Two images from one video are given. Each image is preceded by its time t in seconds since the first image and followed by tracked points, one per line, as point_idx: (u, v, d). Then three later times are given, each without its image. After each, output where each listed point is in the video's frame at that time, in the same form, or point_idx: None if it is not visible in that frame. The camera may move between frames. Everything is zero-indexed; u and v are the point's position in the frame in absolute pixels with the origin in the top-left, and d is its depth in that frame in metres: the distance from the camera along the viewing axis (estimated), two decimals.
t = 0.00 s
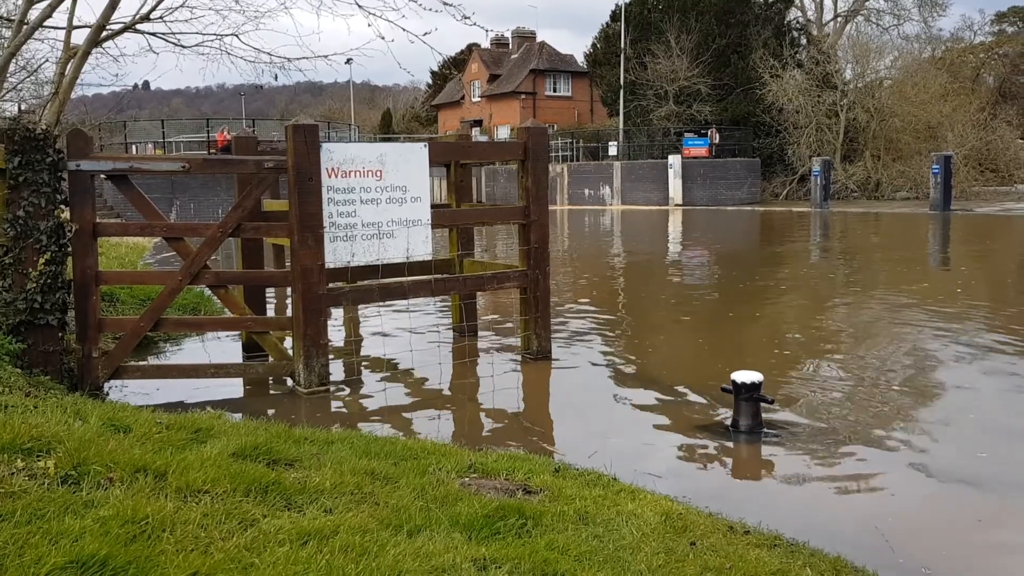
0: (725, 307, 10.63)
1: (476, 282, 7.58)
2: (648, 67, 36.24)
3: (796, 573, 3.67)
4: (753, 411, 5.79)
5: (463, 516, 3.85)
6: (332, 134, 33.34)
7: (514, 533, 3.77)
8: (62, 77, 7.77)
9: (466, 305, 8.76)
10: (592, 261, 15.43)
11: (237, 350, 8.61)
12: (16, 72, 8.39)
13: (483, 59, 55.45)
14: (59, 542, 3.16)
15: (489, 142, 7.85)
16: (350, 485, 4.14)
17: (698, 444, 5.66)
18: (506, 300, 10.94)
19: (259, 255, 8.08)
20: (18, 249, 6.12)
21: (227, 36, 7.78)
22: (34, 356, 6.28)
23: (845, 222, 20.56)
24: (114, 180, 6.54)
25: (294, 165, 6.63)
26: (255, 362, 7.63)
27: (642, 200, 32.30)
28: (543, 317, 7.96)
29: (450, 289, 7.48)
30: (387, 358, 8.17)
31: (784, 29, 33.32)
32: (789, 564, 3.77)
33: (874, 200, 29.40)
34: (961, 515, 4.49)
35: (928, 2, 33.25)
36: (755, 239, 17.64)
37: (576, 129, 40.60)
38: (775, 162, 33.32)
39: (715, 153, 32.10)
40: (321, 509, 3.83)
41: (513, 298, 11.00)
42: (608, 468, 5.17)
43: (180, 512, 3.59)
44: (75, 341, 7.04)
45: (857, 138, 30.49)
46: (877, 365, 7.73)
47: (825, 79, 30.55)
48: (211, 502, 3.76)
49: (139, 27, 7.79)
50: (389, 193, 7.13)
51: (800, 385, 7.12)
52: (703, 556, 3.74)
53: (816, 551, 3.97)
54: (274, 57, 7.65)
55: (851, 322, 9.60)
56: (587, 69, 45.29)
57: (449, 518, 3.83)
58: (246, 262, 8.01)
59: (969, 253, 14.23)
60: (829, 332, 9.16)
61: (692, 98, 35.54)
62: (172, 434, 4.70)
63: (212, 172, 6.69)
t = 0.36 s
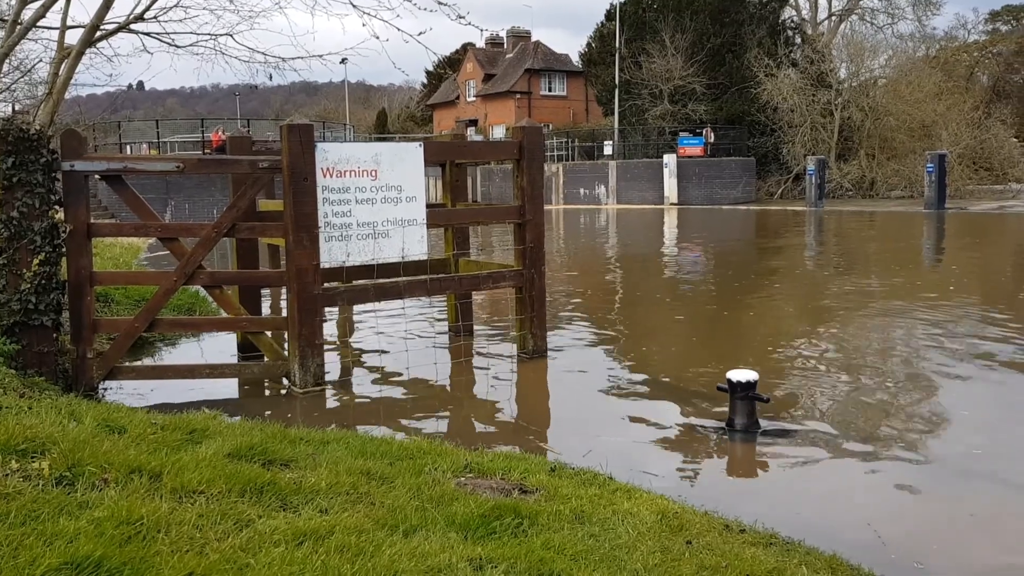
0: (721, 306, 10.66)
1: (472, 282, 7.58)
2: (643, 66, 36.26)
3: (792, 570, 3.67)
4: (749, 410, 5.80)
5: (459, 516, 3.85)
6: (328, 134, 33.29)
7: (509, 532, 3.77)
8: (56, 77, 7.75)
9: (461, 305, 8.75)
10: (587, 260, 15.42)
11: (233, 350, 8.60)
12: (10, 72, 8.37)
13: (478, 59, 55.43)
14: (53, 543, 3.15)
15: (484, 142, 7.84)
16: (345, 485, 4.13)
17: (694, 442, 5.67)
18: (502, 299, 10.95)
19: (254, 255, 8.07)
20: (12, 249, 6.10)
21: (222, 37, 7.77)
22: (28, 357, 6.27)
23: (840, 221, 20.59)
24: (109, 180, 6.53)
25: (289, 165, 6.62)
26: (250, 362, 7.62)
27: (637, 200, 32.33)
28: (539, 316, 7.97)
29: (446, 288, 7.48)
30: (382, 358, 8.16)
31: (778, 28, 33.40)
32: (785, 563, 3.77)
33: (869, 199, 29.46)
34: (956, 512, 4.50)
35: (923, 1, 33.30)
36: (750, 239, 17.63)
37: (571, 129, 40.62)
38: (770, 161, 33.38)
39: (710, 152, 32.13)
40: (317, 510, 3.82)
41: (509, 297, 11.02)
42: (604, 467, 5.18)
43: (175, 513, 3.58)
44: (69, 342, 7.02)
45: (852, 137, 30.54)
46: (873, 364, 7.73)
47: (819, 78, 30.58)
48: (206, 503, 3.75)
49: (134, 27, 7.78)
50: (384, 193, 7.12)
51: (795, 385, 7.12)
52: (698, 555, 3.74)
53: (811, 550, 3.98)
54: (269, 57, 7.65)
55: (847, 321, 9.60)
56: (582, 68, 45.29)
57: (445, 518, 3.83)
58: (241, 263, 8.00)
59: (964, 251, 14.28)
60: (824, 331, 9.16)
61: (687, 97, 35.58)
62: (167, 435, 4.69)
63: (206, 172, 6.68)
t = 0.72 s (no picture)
0: (711, 307, 10.69)
1: (462, 283, 7.56)
2: (633, 67, 36.31)
3: (780, 570, 3.68)
4: (738, 410, 5.80)
5: (447, 517, 3.84)
6: (318, 134, 33.23)
7: (498, 533, 3.76)
8: (43, 78, 7.71)
9: (452, 306, 8.74)
10: (577, 261, 15.44)
11: (222, 352, 8.57)
12: None
13: (468, 59, 55.42)
14: (39, 546, 3.13)
15: (474, 143, 7.83)
16: (334, 487, 4.12)
17: (683, 443, 5.67)
18: (492, 300, 10.96)
19: (243, 256, 8.04)
20: None
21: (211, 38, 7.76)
22: (15, 359, 6.22)
23: (829, 222, 20.66)
24: (96, 181, 6.49)
25: (277, 166, 6.60)
26: (239, 364, 7.60)
27: (627, 200, 32.38)
28: (529, 317, 7.96)
29: (436, 289, 7.47)
30: (372, 359, 8.15)
31: (767, 30, 33.57)
32: (773, 562, 3.77)
33: (858, 199, 29.59)
34: (944, 511, 4.53)
35: (910, 2, 33.46)
36: (740, 239, 17.70)
37: (561, 130, 40.66)
38: (759, 162, 33.49)
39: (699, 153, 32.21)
40: (305, 512, 3.81)
41: (500, 298, 11.03)
42: (594, 468, 5.17)
43: (162, 515, 3.57)
44: (56, 344, 6.98)
45: (840, 138, 30.66)
46: (862, 363, 7.75)
47: (808, 79, 30.70)
48: (193, 505, 3.74)
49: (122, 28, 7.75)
50: (374, 194, 7.11)
51: (787, 384, 7.14)
52: (687, 556, 3.74)
53: (799, 549, 3.99)
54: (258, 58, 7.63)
55: (837, 321, 9.62)
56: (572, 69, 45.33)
57: (434, 519, 3.83)
58: (230, 264, 7.98)
59: (951, 251, 14.36)
60: (814, 331, 9.17)
61: (676, 98, 35.63)
62: (155, 437, 4.66)
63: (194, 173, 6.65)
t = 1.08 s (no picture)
0: (694, 308, 10.74)
1: (446, 285, 7.55)
2: (617, 69, 36.38)
3: (762, 571, 3.69)
4: (720, 411, 5.82)
5: (430, 520, 3.83)
6: (303, 135, 33.11)
7: (481, 535, 3.76)
8: (24, 80, 7.65)
9: (436, 308, 8.72)
10: (562, 263, 15.47)
11: (205, 355, 8.53)
12: None
13: (454, 61, 55.41)
14: (16, 551, 3.10)
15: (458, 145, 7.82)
16: (316, 490, 4.10)
17: (667, 444, 5.68)
18: (477, 302, 10.96)
19: (225, 259, 8.01)
20: None
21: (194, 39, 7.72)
22: None
23: (811, 224, 20.79)
24: (77, 183, 6.45)
25: (260, 168, 6.57)
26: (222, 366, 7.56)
27: (612, 203, 32.45)
28: (513, 318, 7.96)
29: (419, 292, 7.45)
30: (355, 362, 8.12)
31: (751, 33, 33.78)
32: (756, 563, 3.79)
33: (841, 202, 29.78)
34: (926, 511, 4.55)
35: (893, 6, 33.71)
36: (724, 241, 17.77)
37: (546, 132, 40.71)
38: (743, 164, 33.66)
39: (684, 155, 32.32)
40: (286, 515, 3.79)
41: (484, 300, 11.03)
42: (577, 470, 5.18)
43: (141, 520, 3.54)
44: (37, 347, 6.92)
45: (823, 141, 30.85)
46: (845, 364, 7.80)
47: (791, 83, 30.88)
48: (173, 509, 3.71)
49: (104, 30, 7.72)
50: (357, 196, 7.09)
51: (770, 385, 7.17)
52: (670, 557, 3.75)
53: (781, 549, 4.00)
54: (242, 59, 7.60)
55: (820, 323, 9.68)
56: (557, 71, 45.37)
57: (417, 522, 3.81)
58: (212, 266, 7.94)
59: (933, 253, 14.48)
60: (797, 333, 9.22)
61: (660, 101, 35.65)
62: (135, 441, 4.63)
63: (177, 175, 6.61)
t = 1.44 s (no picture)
0: (678, 308, 10.78)
1: (429, 286, 7.53)
2: (601, 71, 36.44)
3: (743, 570, 3.70)
4: (703, 410, 5.83)
5: (411, 520, 3.83)
6: (286, 136, 32.98)
7: (463, 535, 3.76)
8: (3, 79, 7.57)
9: (420, 309, 8.70)
10: (546, 264, 15.49)
11: (187, 357, 8.48)
12: None
13: (438, 62, 55.37)
14: None
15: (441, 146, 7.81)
16: (297, 491, 4.09)
17: (650, 444, 5.70)
18: (461, 303, 10.95)
19: (207, 260, 7.96)
20: None
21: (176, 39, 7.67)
22: None
23: (794, 224, 20.90)
24: (57, 185, 6.39)
25: (242, 169, 6.54)
26: (205, 368, 7.52)
27: (597, 203, 32.51)
28: (497, 319, 7.96)
29: (403, 293, 7.43)
30: (339, 363, 8.09)
31: (734, 34, 33.96)
32: (737, 561, 3.80)
33: (823, 202, 29.97)
34: (908, 508, 4.59)
35: (874, 7, 33.94)
36: (707, 241, 17.84)
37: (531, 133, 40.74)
38: (726, 165, 33.81)
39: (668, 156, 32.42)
40: (267, 517, 3.77)
41: (469, 301, 11.03)
42: (560, 470, 5.18)
43: (120, 522, 3.51)
44: (16, 350, 6.85)
45: (806, 142, 31.02)
46: (826, 363, 7.86)
47: (774, 83, 31.04)
48: (153, 512, 3.69)
49: (85, 29, 7.66)
50: (340, 196, 7.06)
51: (754, 385, 7.20)
52: (652, 556, 3.76)
53: (762, 548, 4.02)
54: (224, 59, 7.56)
55: (802, 322, 9.74)
56: (541, 73, 45.40)
57: (399, 523, 3.80)
58: (194, 268, 7.89)
59: (914, 253, 14.60)
60: (779, 332, 9.28)
61: (645, 102, 35.63)
62: (115, 443, 4.59)
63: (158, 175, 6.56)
